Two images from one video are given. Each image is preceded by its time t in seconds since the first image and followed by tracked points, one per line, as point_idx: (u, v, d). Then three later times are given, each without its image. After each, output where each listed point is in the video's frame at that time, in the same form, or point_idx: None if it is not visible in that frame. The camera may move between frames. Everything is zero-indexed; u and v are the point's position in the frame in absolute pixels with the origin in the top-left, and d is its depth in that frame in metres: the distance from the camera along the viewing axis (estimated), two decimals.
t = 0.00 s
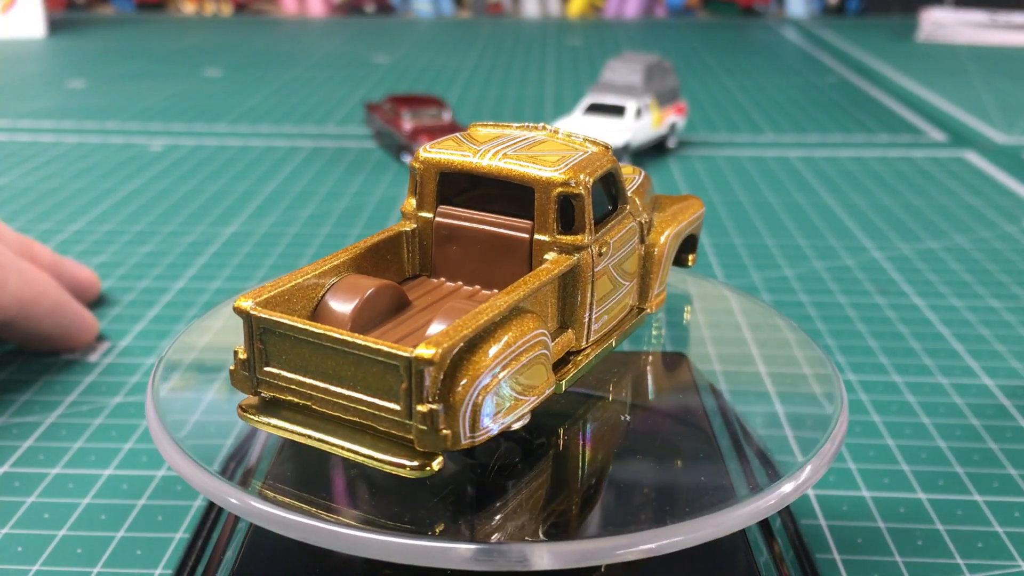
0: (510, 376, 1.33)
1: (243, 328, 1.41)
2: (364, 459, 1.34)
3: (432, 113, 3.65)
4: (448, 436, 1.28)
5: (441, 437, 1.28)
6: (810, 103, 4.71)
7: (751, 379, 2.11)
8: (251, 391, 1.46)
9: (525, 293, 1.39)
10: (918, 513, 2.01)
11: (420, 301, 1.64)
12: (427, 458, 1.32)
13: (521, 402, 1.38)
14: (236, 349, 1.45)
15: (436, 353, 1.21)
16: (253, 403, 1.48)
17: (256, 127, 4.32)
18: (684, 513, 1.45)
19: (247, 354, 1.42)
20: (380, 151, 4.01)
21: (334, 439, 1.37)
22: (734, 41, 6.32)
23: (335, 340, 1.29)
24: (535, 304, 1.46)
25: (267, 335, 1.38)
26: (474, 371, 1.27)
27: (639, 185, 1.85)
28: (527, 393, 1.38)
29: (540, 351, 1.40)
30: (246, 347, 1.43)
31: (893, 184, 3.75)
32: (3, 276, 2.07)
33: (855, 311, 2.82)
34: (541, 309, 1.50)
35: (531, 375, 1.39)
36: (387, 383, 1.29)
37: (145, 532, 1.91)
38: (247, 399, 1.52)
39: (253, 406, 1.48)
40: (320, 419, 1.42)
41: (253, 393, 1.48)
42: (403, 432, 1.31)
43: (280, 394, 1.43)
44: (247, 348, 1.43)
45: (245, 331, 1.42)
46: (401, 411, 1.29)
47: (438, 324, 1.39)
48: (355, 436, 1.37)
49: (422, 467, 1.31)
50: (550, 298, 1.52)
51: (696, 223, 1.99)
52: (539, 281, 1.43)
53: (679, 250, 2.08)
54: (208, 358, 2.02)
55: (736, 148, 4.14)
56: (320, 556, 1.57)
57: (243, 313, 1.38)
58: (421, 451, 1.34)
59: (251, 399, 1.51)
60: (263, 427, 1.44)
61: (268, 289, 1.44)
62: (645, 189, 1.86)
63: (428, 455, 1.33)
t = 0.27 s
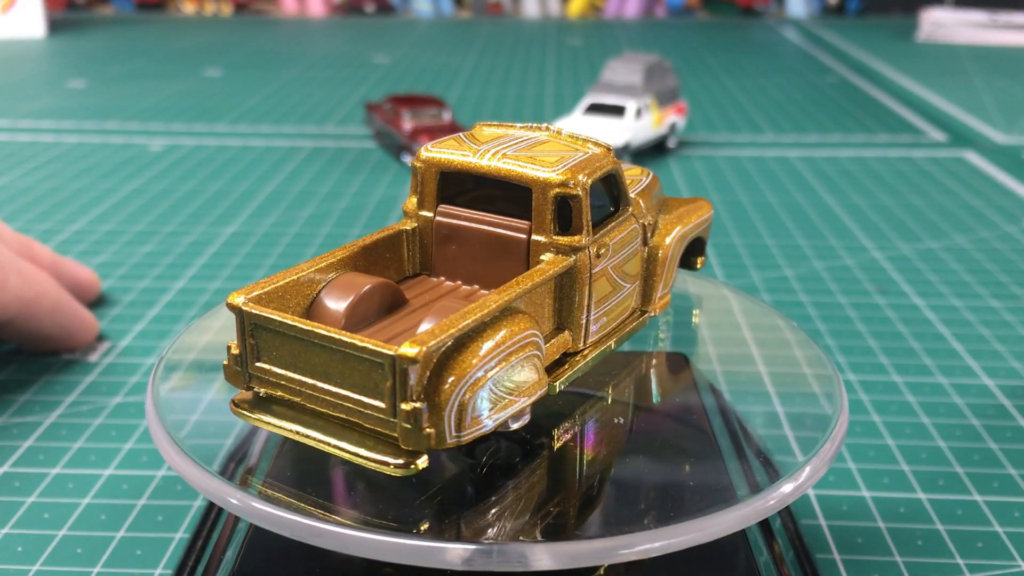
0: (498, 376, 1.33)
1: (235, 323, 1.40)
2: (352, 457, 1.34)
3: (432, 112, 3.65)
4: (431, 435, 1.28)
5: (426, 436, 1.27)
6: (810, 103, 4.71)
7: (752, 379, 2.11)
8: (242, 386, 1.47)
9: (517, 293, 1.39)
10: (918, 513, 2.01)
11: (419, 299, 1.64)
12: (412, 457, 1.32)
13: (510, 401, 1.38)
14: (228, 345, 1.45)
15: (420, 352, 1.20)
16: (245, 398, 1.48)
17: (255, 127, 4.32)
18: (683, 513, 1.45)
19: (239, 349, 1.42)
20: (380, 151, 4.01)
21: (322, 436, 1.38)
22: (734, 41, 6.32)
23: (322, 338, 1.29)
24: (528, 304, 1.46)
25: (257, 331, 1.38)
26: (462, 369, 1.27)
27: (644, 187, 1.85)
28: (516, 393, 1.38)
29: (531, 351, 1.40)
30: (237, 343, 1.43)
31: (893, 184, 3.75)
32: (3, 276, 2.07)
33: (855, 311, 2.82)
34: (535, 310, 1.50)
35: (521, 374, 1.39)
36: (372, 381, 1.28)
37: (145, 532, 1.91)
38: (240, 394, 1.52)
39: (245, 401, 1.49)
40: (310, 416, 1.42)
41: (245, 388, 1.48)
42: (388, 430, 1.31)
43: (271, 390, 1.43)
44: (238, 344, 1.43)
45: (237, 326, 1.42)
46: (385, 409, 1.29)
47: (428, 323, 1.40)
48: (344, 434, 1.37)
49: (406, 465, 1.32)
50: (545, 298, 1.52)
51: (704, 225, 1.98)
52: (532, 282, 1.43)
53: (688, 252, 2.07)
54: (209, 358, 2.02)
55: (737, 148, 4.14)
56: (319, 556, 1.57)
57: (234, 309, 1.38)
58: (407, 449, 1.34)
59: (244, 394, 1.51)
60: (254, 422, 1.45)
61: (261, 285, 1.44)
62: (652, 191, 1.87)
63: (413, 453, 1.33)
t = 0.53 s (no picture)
0: (487, 375, 1.33)
1: (227, 319, 1.42)
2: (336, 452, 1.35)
3: (432, 113, 3.66)
4: (413, 433, 1.28)
5: (408, 434, 1.28)
6: (810, 103, 4.71)
7: (751, 378, 2.11)
8: (236, 380, 1.48)
9: (509, 293, 1.39)
10: (918, 513, 2.01)
11: (416, 298, 1.64)
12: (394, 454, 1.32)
13: (499, 402, 1.37)
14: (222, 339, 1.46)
15: (402, 351, 1.21)
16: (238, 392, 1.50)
17: (255, 127, 4.32)
18: (684, 514, 1.45)
19: (232, 344, 1.44)
20: (380, 151, 4.01)
21: (309, 433, 1.38)
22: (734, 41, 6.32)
23: (309, 334, 1.30)
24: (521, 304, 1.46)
25: (249, 327, 1.40)
26: (450, 366, 1.28)
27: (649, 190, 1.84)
28: (505, 392, 1.38)
29: (523, 352, 1.40)
30: (231, 338, 1.45)
31: (893, 184, 3.75)
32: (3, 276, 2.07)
33: (855, 311, 2.82)
34: (529, 310, 1.50)
35: (511, 375, 1.38)
36: (357, 379, 1.29)
37: (145, 532, 1.91)
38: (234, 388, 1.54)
39: (238, 396, 1.50)
40: (300, 413, 1.42)
41: (238, 383, 1.49)
42: (372, 427, 1.31)
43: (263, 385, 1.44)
44: (231, 339, 1.44)
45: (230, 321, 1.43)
46: (369, 406, 1.30)
47: (418, 321, 1.41)
48: (331, 432, 1.37)
49: (389, 463, 1.31)
50: (540, 299, 1.52)
51: (712, 228, 1.97)
52: (525, 282, 1.43)
53: (695, 255, 2.06)
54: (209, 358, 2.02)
55: (737, 148, 4.13)
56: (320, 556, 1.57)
57: (226, 304, 1.39)
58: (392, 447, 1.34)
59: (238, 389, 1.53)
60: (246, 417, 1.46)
61: (254, 281, 1.45)
62: (658, 193, 1.87)
63: (398, 451, 1.33)
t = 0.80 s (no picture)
0: (476, 375, 1.33)
1: (222, 314, 1.43)
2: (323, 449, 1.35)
3: (432, 113, 3.66)
4: (396, 432, 1.28)
5: (392, 433, 1.28)
6: (810, 103, 4.71)
7: (752, 379, 2.11)
8: (229, 375, 1.49)
9: (502, 293, 1.38)
10: (917, 513, 2.01)
11: (415, 296, 1.64)
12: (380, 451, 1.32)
13: (488, 402, 1.37)
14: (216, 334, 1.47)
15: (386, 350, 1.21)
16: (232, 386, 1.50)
17: (255, 127, 4.32)
18: (685, 515, 1.45)
19: (225, 339, 1.44)
20: (380, 151, 4.01)
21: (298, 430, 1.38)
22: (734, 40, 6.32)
23: (297, 331, 1.30)
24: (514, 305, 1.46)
25: (242, 322, 1.40)
26: (438, 364, 1.28)
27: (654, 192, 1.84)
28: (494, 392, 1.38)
29: (514, 352, 1.39)
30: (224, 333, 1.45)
31: (894, 184, 3.75)
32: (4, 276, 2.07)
33: (855, 311, 2.82)
34: (524, 312, 1.50)
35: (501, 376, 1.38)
36: (344, 376, 1.29)
37: (145, 532, 1.91)
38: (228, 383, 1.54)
39: (231, 391, 1.51)
40: (291, 410, 1.42)
41: (233, 378, 1.50)
42: (358, 425, 1.32)
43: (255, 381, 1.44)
44: (225, 335, 1.45)
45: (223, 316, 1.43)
46: (355, 403, 1.30)
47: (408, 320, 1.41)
48: (320, 430, 1.37)
49: (375, 460, 1.32)
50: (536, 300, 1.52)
51: (719, 231, 1.96)
52: (518, 282, 1.43)
53: (704, 259, 2.05)
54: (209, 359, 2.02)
55: (737, 148, 4.13)
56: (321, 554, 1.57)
57: (220, 299, 1.40)
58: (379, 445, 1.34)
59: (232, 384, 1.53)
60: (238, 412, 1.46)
61: (249, 277, 1.45)
62: (663, 196, 1.87)
63: (383, 449, 1.33)
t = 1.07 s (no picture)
0: (463, 374, 1.33)
1: (216, 308, 1.44)
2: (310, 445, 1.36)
3: (432, 113, 3.66)
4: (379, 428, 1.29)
5: (375, 429, 1.29)
6: (810, 103, 4.71)
7: (751, 378, 2.10)
8: (225, 369, 1.51)
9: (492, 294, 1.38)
10: (917, 513, 2.01)
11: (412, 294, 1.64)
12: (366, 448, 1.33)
13: (476, 401, 1.37)
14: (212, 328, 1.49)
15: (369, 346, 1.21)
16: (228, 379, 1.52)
17: (255, 127, 4.32)
18: (683, 515, 1.45)
19: (220, 333, 1.46)
20: (380, 151, 4.01)
21: (288, 425, 1.39)
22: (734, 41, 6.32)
23: (286, 326, 1.31)
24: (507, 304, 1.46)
25: (236, 317, 1.42)
26: (426, 362, 1.28)
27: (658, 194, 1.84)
28: (483, 392, 1.38)
29: (505, 352, 1.39)
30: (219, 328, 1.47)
31: (894, 184, 3.75)
32: (5, 277, 2.07)
33: (855, 311, 2.82)
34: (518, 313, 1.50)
35: (491, 375, 1.38)
36: (330, 373, 1.30)
37: (145, 532, 1.91)
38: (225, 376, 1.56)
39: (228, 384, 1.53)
40: (283, 406, 1.44)
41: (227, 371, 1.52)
42: (344, 421, 1.32)
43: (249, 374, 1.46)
44: (220, 329, 1.47)
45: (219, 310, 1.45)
46: (340, 400, 1.31)
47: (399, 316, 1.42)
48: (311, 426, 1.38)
49: (359, 457, 1.32)
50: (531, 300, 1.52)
51: (726, 234, 1.96)
52: (511, 281, 1.43)
53: (712, 263, 2.05)
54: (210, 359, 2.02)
55: (737, 148, 4.13)
56: (321, 553, 1.57)
57: (215, 293, 1.42)
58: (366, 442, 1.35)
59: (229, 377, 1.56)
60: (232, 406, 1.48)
61: (245, 273, 1.47)
62: (669, 198, 1.86)
63: (370, 445, 1.34)
